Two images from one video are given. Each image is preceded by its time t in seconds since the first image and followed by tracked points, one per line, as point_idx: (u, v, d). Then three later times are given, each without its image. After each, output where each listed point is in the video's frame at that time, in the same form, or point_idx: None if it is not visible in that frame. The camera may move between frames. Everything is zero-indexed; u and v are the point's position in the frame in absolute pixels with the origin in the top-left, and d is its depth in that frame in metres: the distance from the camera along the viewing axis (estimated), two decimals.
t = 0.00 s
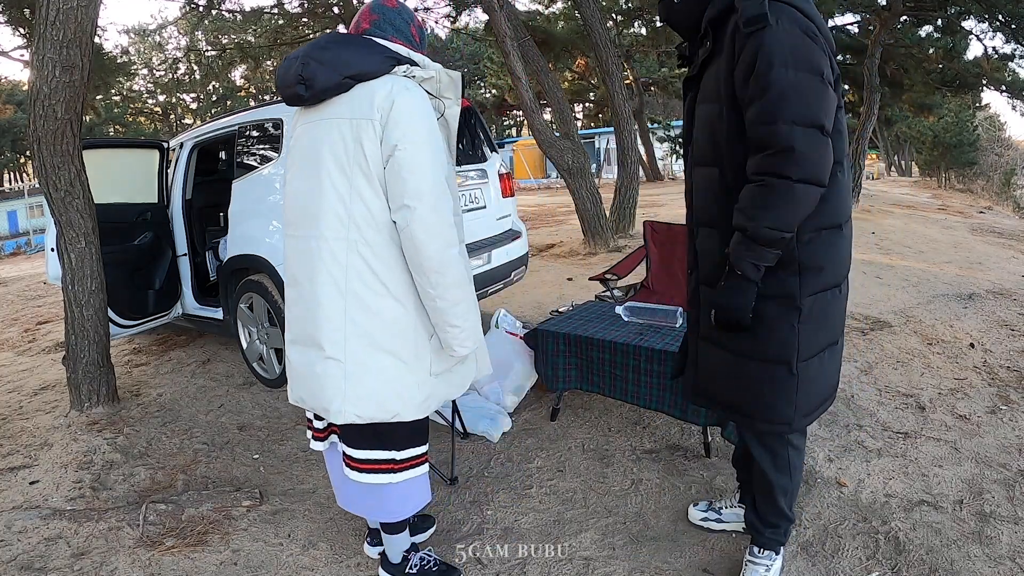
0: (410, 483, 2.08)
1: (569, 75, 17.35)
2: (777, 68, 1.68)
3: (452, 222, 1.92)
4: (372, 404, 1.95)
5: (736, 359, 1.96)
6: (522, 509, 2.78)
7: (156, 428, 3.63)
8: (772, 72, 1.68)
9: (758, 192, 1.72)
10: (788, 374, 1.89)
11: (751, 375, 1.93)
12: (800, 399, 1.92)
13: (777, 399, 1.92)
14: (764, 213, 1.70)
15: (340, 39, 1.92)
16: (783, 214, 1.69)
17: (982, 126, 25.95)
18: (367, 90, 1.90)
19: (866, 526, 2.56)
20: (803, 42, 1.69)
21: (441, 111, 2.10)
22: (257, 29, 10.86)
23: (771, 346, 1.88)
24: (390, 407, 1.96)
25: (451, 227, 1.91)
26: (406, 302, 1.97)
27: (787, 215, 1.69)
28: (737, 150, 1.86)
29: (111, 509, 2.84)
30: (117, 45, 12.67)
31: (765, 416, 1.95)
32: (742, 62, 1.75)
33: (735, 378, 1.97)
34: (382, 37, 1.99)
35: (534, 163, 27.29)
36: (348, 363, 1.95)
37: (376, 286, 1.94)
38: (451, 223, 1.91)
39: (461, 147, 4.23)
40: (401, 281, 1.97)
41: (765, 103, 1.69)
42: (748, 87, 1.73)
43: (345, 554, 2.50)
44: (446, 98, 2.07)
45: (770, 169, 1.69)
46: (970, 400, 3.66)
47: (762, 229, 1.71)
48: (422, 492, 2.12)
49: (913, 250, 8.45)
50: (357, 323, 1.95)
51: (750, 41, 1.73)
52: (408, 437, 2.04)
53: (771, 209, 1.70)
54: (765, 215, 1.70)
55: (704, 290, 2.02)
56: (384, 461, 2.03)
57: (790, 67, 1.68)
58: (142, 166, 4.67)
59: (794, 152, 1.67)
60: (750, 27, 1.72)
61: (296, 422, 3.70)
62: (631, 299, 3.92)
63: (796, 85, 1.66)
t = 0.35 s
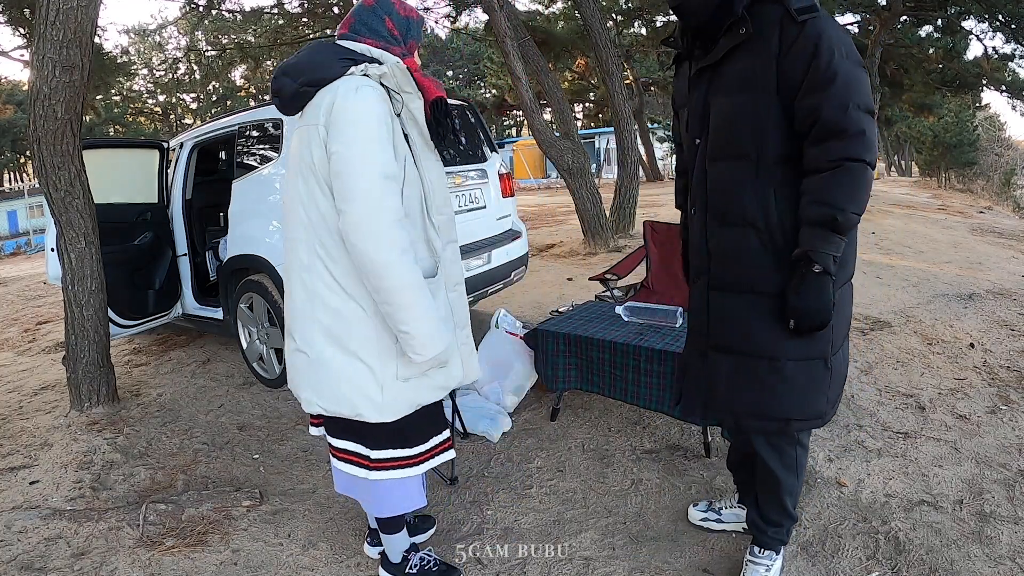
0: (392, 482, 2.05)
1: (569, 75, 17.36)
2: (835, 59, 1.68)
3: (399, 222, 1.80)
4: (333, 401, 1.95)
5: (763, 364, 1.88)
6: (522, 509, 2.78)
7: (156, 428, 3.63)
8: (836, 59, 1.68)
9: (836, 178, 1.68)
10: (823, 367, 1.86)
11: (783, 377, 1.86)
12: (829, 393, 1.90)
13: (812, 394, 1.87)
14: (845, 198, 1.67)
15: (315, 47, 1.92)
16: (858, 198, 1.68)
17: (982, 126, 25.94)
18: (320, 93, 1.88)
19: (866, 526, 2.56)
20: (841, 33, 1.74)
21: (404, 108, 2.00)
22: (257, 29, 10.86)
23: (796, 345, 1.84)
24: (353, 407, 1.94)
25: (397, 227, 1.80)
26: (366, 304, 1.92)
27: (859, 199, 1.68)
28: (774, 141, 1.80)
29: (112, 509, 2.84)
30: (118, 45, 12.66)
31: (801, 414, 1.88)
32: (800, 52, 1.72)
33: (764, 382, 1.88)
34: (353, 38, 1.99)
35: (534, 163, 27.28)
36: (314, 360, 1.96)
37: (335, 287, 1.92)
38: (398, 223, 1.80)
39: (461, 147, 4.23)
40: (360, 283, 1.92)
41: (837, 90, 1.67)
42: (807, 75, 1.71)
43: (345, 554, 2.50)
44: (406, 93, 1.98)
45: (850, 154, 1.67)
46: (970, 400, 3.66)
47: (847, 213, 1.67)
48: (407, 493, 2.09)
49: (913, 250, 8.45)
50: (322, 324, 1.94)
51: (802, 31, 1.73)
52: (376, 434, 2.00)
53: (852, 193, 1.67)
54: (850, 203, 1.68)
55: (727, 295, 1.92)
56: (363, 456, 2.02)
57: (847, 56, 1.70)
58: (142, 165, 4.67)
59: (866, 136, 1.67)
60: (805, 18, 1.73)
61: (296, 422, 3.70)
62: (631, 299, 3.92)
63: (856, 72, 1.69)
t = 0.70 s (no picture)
0: (355, 489, 2.10)
1: (569, 75, 17.36)
2: (864, 54, 1.68)
3: (296, 228, 1.79)
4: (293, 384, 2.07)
5: (783, 374, 1.87)
6: (522, 509, 2.78)
7: (156, 428, 3.63)
8: (872, 57, 1.68)
9: (876, 175, 1.65)
10: (845, 377, 1.88)
11: (804, 387, 1.86)
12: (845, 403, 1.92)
13: (833, 403, 1.88)
14: (882, 196, 1.66)
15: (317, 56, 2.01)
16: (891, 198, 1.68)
17: (982, 126, 25.94)
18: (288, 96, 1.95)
19: (866, 526, 2.56)
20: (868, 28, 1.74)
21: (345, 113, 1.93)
22: (258, 29, 10.86)
23: (816, 355, 1.85)
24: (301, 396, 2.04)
25: (295, 233, 1.79)
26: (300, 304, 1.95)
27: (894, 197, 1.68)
28: (804, 135, 1.77)
29: (112, 509, 2.84)
30: (117, 45, 12.66)
31: (820, 425, 1.88)
32: (834, 48, 1.70)
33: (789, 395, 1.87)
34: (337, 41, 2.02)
35: (534, 163, 27.27)
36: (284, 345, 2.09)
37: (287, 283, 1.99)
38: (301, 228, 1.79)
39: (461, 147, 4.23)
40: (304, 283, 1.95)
41: (874, 86, 1.66)
42: (843, 71, 1.69)
43: (345, 554, 2.50)
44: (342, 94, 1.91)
45: (887, 152, 1.65)
46: (970, 400, 3.66)
47: (885, 211, 1.65)
48: (366, 505, 2.10)
49: (913, 250, 8.45)
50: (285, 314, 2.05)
51: (834, 25, 1.72)
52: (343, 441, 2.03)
53: (890, 191, 1.66)
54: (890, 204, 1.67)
55: (747, 299, 1.88)
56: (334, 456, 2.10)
57: (880, 55, 1.71)
58: (142, 165, 4.67)
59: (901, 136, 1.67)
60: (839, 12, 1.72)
61: (296, 422, 3.70)
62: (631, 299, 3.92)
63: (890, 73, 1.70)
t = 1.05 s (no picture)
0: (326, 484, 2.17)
1: (569, 75, 17.37)
2: (868, 52, 1.71)
3: (272, 222, 1.82)
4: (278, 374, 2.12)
5: (794, 378, 1.88)
6: (522, 509, 2.78)
7: (156, 428, 3.63)
8: (881, 57, 1.71)
9: (893, 172, 1.67)
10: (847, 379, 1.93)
11: (815, 390, 1.88)
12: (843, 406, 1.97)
13: (838, 405, 1.92)
14: (897, 192, 1.67)
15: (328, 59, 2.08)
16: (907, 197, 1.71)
17: (982, 126, 25.94)
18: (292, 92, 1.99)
19: (866, 526, 2.56)
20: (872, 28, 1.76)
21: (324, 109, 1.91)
22: (257, 29, 10.86)
23: (825, 358, 1.88)
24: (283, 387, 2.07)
25: (270, 227, 1.82)
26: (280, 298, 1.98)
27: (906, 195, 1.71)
28: (818, 131, 1.77)
29: (111, 509, 2.84)
30: (118, 45, 12.66)
31: (828, 428, 1.92)
32: (846, 46, 1.72)
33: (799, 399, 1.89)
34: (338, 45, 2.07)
35: (534, 163, 27.28)
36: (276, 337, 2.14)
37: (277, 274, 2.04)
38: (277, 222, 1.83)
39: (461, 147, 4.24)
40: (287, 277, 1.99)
41: (886, 85, 1.69)
42: (855, 69, 1.71)
43: (345, 554, 2.50)
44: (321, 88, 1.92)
45: (903, 148, 1.67)
46: (970, 400, 3.66)
47: (903, 208, 1.67)
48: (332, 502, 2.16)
49: (913, 250, 8.45)
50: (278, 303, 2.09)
51: (845, 22, 1.73)
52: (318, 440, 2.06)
53: (903, 187, 1.68)
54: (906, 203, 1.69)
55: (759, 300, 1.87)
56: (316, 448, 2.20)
57: (886, 56, 1.74)
58: (142, 165, 4.67)
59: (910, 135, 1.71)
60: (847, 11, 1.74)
61: (296, 422, 3.70)
62: (631, 298, 3.92)
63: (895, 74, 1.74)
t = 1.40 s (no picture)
0: (330, 483, 2.16)
1: (569, 75, 17.36)
2: (834, 56, 1.77)
3: (276, 222, 1.82)
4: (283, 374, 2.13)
5: (766, 369, 1.92)
6: (522, 509, 2.78)
7: (156, 428, 3.63)
8: (844, 62, 1.77)
9: (853, 172, 1.74)
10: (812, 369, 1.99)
11: (786, 380, 1.93)
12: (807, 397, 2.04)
13: (804, 395, 1.97)
14: (859, 192, 1.75)
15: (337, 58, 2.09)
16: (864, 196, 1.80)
17: (982, 126, 25.93)
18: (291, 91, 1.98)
19: (866, 526, 2.56)
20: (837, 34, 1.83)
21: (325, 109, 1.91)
22: (257, 29, 10.84)
23: (793, 348, 1.93)
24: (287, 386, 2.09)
25: (275, 227, 1.82)
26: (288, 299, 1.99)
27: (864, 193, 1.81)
28: (785, 132, 1.83)
29: (111, 509, 2.84)
30: (118, 45, 12.65)
31: (797, 416, 1.97)
32: (814, 51, 1.77)
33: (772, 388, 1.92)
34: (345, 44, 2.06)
35: (534, 163, 27.27)
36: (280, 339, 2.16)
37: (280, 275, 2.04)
38: (280, 222, 1.83)
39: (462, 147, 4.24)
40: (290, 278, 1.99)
41: (850, 89, 1.76)
42: (821, 73, 1.76)
43: (345, 554, 2.50)
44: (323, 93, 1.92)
45: (865, 149, 1.74)
46: (970, 400, 3.66)
47: (864, 206, 1.75)
48: (341, 499, 2.15)
49: (913, 250, 8.45)
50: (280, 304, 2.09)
51: (812, 28, 1.79)
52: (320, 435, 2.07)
53: (862, 186, 1.76)
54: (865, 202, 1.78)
55: (730, 294, 1.89)
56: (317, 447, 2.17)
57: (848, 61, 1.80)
58: (141, 165, 4.67)
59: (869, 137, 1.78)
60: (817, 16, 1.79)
61: (296, 422, 3.70)
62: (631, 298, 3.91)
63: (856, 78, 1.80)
